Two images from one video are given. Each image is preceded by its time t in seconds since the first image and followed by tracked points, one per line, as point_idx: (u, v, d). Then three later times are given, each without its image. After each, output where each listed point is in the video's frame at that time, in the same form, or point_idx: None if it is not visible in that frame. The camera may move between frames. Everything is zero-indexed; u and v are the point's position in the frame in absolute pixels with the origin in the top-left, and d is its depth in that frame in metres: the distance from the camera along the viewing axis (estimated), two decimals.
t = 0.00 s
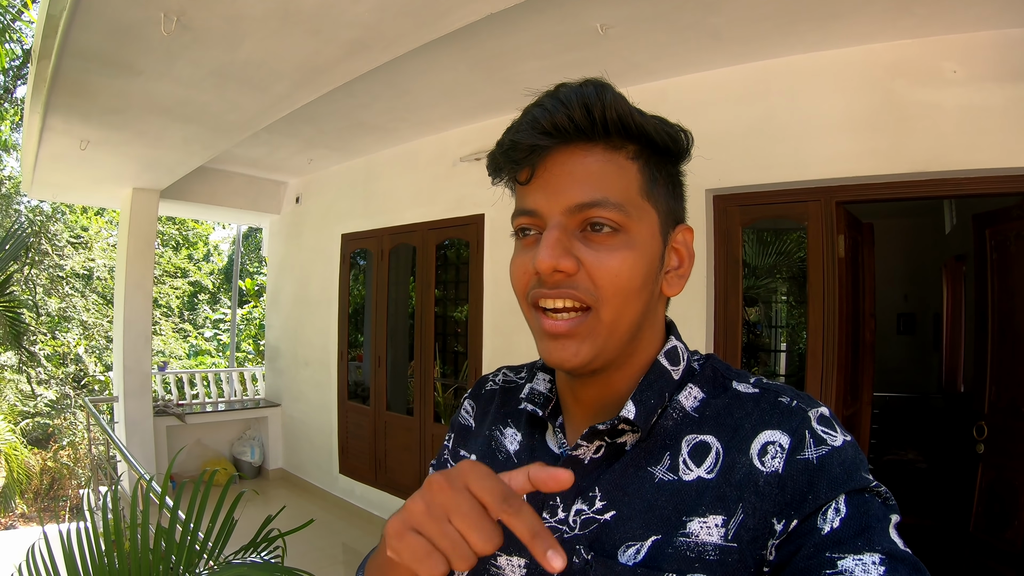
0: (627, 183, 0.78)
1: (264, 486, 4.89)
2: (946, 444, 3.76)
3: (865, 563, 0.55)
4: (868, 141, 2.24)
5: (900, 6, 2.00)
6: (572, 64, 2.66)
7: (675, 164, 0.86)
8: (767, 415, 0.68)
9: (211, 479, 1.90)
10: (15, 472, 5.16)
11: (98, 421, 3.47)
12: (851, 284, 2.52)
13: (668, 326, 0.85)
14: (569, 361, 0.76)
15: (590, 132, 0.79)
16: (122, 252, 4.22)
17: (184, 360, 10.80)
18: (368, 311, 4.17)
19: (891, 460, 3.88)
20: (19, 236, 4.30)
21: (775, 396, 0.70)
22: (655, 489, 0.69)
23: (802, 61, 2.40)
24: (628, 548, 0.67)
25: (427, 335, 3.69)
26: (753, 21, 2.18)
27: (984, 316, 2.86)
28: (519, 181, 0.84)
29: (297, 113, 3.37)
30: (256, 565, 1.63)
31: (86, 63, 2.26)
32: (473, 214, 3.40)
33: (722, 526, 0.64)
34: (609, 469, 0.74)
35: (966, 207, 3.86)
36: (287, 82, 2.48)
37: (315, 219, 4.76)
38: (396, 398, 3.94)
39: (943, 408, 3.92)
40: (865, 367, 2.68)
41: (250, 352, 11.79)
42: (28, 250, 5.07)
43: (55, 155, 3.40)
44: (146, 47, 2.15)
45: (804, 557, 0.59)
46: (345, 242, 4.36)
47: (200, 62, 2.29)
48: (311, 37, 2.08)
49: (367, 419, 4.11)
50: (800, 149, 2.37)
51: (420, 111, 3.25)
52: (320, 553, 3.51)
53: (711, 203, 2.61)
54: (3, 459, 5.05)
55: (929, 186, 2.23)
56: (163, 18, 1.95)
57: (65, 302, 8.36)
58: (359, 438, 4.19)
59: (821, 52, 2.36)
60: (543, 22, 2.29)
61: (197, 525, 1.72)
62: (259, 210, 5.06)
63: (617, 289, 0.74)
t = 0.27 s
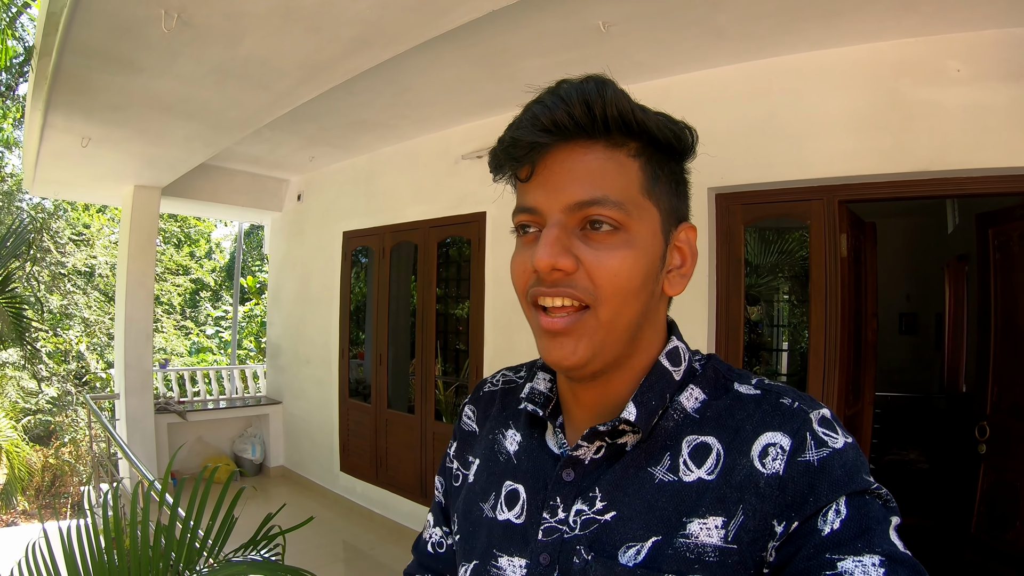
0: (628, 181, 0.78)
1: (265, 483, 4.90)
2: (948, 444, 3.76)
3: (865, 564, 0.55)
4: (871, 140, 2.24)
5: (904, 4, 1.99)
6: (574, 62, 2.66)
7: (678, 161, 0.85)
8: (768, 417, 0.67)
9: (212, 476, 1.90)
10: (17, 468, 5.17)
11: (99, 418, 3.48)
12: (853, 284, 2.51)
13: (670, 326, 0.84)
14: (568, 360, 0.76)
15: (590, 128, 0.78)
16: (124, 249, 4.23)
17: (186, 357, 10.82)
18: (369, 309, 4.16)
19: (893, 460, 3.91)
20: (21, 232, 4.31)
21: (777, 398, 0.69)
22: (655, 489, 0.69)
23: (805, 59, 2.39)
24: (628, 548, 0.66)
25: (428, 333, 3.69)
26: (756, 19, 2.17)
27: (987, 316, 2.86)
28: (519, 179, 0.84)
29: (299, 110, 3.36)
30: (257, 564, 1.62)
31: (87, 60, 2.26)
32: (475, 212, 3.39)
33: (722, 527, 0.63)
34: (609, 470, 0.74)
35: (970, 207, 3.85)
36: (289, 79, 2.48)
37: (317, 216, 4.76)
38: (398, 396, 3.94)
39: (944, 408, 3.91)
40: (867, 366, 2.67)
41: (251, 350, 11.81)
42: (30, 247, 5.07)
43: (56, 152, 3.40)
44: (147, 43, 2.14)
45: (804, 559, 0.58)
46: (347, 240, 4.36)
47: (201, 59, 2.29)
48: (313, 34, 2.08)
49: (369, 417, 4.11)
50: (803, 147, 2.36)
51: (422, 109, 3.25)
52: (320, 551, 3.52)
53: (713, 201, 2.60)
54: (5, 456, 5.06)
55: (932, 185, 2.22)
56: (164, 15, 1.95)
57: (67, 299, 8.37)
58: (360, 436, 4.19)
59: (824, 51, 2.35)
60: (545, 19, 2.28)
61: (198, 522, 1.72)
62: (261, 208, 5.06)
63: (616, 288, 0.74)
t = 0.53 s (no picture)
0: (639, 173, 0.77)
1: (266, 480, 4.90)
2: (948, 444, 3.76)
3: (869, 554, 0.55)
4: (873, 138, 2.23)
5: (907, 3, 1.99)
6: (576, 59, 2.66)
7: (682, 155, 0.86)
8: (771, 409, 0.67)
9: (212, 472, 1.90)
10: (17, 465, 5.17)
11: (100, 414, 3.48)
12: (855, 283, 2.51)
13: (671, 319, 0.84)
14: (580, 354, 0.75)
15: (603, 119, 0.77)
16: (125, 245, 4.23)
17: (186, 354, 10.83)
18: (370, 306, 4.17)
19: (893, 460, 3.85)
20: (22, 228, 4.31)
21: (779, 390, 0.69)
22: (658, 482, 0.68)
23: (807, 58, 2.39)
24: (631, 542, 0.66)
25: (429, 331, 3.69)
26: (758, 17, 2.17)
27: (988, 316, 2.86)
28: (528, 168, 0.83)
29: (300, 107, 3.36)
30: (257, 560, 1.62)
31: (89, 55, 2.26)
32: (477, 210, 3.39)
33: (726, 520, 0.63)
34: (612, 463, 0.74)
35: (971, 206, 3.85)
36: (290, 75, 2.48)
37: (318, 214, 4.76)
38: (398, 394, 3.94)
39: (945, 408, 3.91)
40: (868, 365, 2.67)
41: (252, 347, 11.82)
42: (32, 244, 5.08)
43: (58, 148, 3.40)
44: (149, 38, 2.14)
45: (809, 549, 0.59)
46: (348, 237, 4.37)
47: (203, 55, 2.29)
48: (315, 29, 2.08)
49: (369, 414, 4.11)
50: (805, 146, 2.36)
51: (423, 106, 3.25)
52: (320, 548, 3.52)
53: (715, 200, 2.60)
54: (6, 452, 5.07)
55: (934, 184, 2.21)
56: (166, 10, 1.95)
57: (68, 295, 8.37)
58: (361, 433, 4.20)
59: (827, 49, 2.35)
60: (548, 16, 2.28)
61: (198, 518, 1.72)
62: (262, 205, 5.06)
63: (629, 282, 0.74)
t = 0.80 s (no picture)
0: (663, 172, 0.76)
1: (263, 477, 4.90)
2: (946, 446, 3.76)
3: (866, 550, 0.54)
4: (873, 137, 2.23)
5: (907, 3, 1.99)
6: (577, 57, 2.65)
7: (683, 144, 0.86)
8: (769, 403, 0.67)
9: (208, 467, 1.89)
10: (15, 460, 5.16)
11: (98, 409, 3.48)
12: (854, 283, 2.51)
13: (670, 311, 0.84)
14: (610, 363, 0.73)
15: (633, 116, 0.75)
16: (124, 241, 4.23)
17: (185, 351, 10.83)
18: (369, 303, 4.17)
19: (892, 461, 3.86)
20: (22, 223, 4.30)
21: (778, 383, 0.68)
22: (654, 476, 0.68)
23: (808, 57, 2.39)
24: (627, 535, 0.66)
25: (428, 328, 3.69)
26: (759, 16, 2.17)
27: (987, 317, 2.86)
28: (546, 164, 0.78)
29: (301, 104, 3.36)
30: (253, 553, 1.62)
31: (90, 49, 2.26)
32: (477, 207, 3.39)
33: (722, 514, 0.63)
34: (608, 456, 0.74)
35: (971, 207, 3.85)
36: (291, 70, 2.48)
37: (318, 211, 4.76)
38: (397, 391, 3.94)
39: (943, 409, 3.91)
40: (867, 366, 2.67)
41: (251, 345, 11.81)
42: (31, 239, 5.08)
43: (58, 142, 3.39)
44: (149, 32, 2.14)
45: (805, 545, 0.58)
46: (348, 235, 4.36)
47: (203, 49, 2.28)
48: (315, 24, 2.07)
49: (367, 411, 4.11)
50: (805, 145, 2.36)
51: (424, 103, 3.25)
52: (317, 545, 3.52)
53: (715, 198, 2.60)
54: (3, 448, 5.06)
55: (934, 184, 2.21)
56: (167, 4, 1.95)
57: (67, 292, 8.36)
58: (359, 430, 4.19)
59: (827, 49, 2.35)
60: (548, 14, 2.28)
61: (194, 512, 1.72)
62: (262, 202, 5.06)
63: (658, 286, 0.74)
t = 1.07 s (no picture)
0: (668, 153, 0.77)
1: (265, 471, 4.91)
2: (947, 446, 3.75)
3: (874, 545, 0.54)
4: (878, 136, 2.23)
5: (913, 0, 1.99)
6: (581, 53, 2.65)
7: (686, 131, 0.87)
8: (775, 397, 0.67)
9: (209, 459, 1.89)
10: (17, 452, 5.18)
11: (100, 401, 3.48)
12: (857, 282, 2.51)
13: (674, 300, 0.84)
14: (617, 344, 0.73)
15: (639, 94, 0.75)
16: (128, 235, 4.24)
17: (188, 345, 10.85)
18: (372, 299, 4.17)
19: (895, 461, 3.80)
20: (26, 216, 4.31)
21: (785, 375, 0.69)
22: (661, 471, 0.69)
23: (812, 55, 2.38)
24: (634, 531, 0.67)
25: (430, 324, 3.70)
26: (764, 13, 2.17)
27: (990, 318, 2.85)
28: (552, 141, 0.78)
29: (305, 99, 3.37)
30: (254, 545, 1.63)
31: (95, 42, 2.26)
32: (480, 204, 3.39)
33: (730, 510, 0.63)
34: (613, 450, 0.74)
35: (975, 208, 3.84)
36: (296, 64, 2.48)
37: (321, 207, 4.76)
38: (399, 386, 3.94)
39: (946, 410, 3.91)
40: (869, 365, 2.67)
41: (253, 341, 11.84)
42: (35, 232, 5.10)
43: (63, 135, 3.40)
44: (155, 25, 2.14)
45: (813, 539, 0.58)
46: (351, 230, 4.37)
47: (208, 43, 2.29)
48: (321, 18, 2.08)
49: (369, 406, 4.11)
50: (809, 142, 2.36)
51: (428, 98, 3.25)
52: (317, 539, 3.53)
53: (719, 196, 2.60)
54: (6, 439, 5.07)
55: (938, 183, 2.21)
56: None
57: (71, 285, 8.37)
58: (361, 425, 4.20)
59: (832, 47, 2.35)
60: (553, 9, 2.28)
61: (195, 504, 1.72)
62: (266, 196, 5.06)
63: (665, 267, 0.74)
